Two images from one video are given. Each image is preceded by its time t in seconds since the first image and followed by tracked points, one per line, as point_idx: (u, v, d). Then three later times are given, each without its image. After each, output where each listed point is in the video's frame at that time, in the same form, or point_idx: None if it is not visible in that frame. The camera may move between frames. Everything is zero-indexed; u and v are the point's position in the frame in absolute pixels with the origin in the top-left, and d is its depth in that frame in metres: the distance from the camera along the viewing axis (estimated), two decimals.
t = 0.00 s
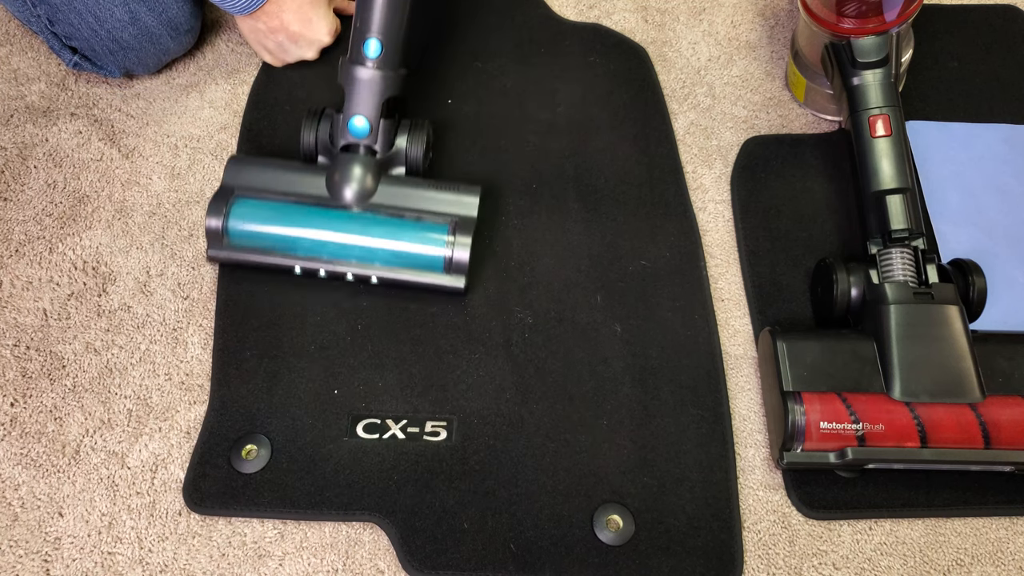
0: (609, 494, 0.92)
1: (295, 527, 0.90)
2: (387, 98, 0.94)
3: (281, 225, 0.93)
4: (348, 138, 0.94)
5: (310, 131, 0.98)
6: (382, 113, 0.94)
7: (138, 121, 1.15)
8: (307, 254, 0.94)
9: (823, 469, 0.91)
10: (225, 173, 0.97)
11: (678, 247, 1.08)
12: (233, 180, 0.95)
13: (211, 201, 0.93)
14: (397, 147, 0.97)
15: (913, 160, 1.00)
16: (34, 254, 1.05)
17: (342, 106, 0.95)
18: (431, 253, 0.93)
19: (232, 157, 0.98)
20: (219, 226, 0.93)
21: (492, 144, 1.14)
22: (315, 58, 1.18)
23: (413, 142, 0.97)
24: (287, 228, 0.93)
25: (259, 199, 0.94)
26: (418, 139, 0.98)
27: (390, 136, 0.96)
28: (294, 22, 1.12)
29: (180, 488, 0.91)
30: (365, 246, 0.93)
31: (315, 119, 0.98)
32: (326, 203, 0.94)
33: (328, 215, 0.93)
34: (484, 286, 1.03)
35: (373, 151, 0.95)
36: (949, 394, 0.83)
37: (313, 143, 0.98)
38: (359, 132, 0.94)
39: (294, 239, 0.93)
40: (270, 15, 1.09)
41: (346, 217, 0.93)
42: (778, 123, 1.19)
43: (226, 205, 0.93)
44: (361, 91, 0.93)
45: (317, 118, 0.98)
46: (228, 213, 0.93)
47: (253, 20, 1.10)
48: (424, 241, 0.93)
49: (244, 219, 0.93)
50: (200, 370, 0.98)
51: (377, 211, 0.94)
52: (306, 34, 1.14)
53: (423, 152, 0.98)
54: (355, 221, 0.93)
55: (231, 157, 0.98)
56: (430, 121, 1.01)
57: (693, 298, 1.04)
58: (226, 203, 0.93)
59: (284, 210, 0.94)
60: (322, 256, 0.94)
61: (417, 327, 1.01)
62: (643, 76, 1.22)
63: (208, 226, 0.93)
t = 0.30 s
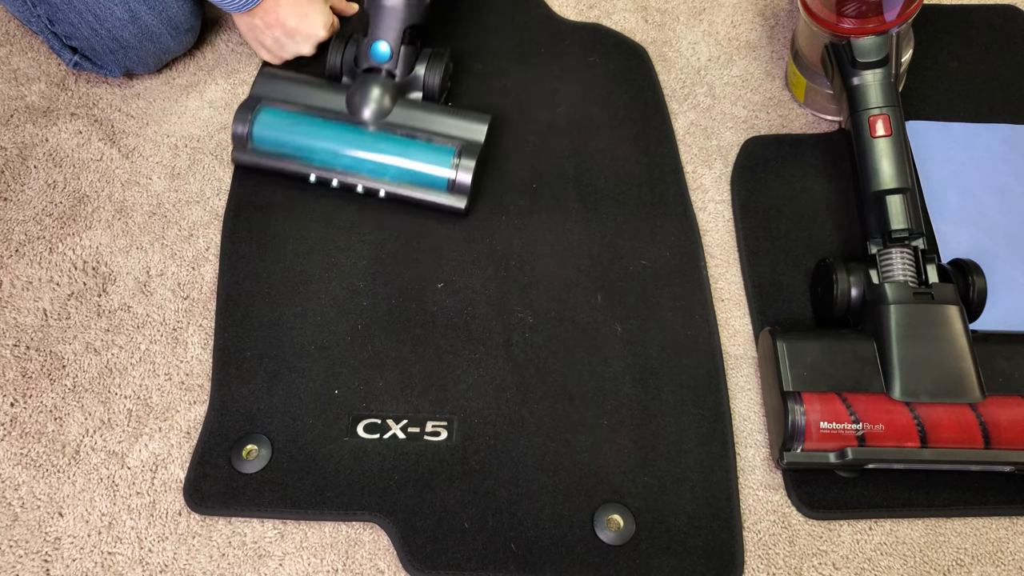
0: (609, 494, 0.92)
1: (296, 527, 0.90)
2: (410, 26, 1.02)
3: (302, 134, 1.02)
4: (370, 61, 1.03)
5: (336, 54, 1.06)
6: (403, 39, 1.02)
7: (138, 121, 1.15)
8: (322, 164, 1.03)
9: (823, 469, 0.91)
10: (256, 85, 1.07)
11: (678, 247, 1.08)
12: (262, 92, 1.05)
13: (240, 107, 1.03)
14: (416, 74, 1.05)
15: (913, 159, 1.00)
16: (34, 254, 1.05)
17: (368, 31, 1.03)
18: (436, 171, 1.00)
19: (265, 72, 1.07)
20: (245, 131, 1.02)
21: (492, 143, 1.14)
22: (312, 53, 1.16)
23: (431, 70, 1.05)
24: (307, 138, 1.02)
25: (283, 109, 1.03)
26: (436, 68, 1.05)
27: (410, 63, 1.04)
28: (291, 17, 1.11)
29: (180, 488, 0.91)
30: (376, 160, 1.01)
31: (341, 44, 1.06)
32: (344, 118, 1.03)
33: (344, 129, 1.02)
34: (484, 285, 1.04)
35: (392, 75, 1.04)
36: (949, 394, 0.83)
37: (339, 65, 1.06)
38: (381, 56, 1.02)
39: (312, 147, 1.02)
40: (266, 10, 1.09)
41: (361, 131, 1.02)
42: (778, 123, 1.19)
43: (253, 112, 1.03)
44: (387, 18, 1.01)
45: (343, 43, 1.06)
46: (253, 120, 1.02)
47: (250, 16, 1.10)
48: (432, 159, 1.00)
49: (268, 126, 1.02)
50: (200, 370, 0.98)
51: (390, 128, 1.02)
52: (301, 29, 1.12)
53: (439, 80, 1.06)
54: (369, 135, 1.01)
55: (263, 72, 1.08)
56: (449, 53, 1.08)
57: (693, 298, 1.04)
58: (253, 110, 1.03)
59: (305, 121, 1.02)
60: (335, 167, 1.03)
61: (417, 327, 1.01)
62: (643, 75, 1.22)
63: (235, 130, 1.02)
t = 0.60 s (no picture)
0: (609, 494, 0.92)
1: (295, 527, 0.90)
2: (408, 16, 1.03)
3: (305, 129, 1.03)
4: (371, 53, 1.04)
5: (337, 46, 1.07)
6: (402, 30, 1.03)
7: (138, 121, 1.15)
8: (325, 157, 1.04)
9: (823, 469, 0.91)
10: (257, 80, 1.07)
11: (678, 247, 1.08)
12: (263, 86, 1.06)
13: (244, 102, 1.04)
14: (417, 65, 1.06)
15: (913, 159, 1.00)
16: (34, 254, 1.05)
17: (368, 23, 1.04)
18: (438, 162, 1.01)
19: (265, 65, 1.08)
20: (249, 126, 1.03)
21: (492, 143, 1.14)
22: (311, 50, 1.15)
23: (432, 60, 1.06)
24: (310, 133, 1.03)
25: (285, 105, 1.04)
26: (436, 59, 1.06)
27: (410, 55, 1.05)
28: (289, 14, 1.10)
29: (180, 488, 0.91)
30: (378, 152, 1.02)
31: (342, 36, 1.07)
32: (348, 109, 1.04)
33: (346, 122, 1.03)
34: (484, 285, 1.04)
35: (393, 66, 1.05)
36: (949, 394, 0.83)
37: (340, 58, 1.07)
38: (381, 47, 1.03)
39: (315, 140, 1.03)
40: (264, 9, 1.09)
41: (362, 124, 1.03)
42: (778, 123, 1.19)
43: (256, 108, 1.04)
44: (386, 8, 1.02)
45: (344, 36, 1.08)
46: (257, 114, 1.04)
47: (249, 16, 1.10)
48: (434, 150, 1.01)
49: (272, 120, 1.03)
50: (200, 370, 0.98)
51: (392, 120, 1.03)
52: (299, 27, 1.11)
53: (440, 70, 1.06)
54: (370, 128, 1.03)
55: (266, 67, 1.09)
56: (450, 42, 1.09)
57: (693, 298, 1.04)
58: (256, 106, 1.04)
59: (308, 114, 1.03)
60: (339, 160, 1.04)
61: (416, 327, 1.01)
62: (643, 76, 1.22)
63: (238, 125, 1.04)
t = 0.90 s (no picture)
0: (609, 495, 0.92)
1: (295, 527, 0.90)
2: (381, 89, 0.96)
3: (279, 219, 0.94)
4: (342, 129, 0.96)
5: (303, 124, 0.99)
6: (375, 103, 0.96)
7: (138, 121, 1.15)
8: (303, 247, 0.96)
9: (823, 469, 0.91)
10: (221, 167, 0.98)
11: (678, 247, 1.08)
12: (229, 176, 0.97)
13: (209, 195, 0.95)
14: (391, 139, 0.99)
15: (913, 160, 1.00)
16: (34, 254, 1.05)
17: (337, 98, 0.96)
18: (426, 244, 0.94)
19: (227, 152, 0.99)
20: (216, 221, 0.94)
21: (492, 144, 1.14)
22: (313, 55, 1.18)
23: (407, 132, 0.99)
24: (284, 222, 0.94)
25: (254, 193, 0.95)
26: (412, 130, 0.99)
27: (384, 129, 0.98)
28: (292, 20, 1.12)
29: (180, 488, 0.91)
30: (362, 239, 0.94)
31: (308, 113, 0.99)
32: (324, 195, 0.96)
33: (323, 208, 0.95)
34: (484, 286, 1.03)
35: (367, 143, 0.97)
36: (949, 394, 0.83)
37: (307, 135, 0.99)
38: (353, 124, 0.95)
39: (291, 231, 0.94)
40: (267, 13, 1.09)
41: (341, 208, 0.95)
42: (778, 123, 1.19)
43: (222, 201, 0.94)
44: (356, 83, 0.95)
45: (311, 110, 0.99)
46: (224, 207, 0.94)
47: (251, 19, 1.10)
48: (420, 231, 0.94)
49: (241, 214, 0.94)
50: (200, 370, 0.98)
51: (371, 202, 0.96)
52: (303, 32, 1.14)
53: (416, 143, 1.00)
54: (350, 212, 0.95)
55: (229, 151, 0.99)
56: (422, 111, 1.03)
57: (693, 298, 1.04)
58: (222, 198, 0.94)
59: (281, 202, 0.95)
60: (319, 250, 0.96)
61: (416, 328, 1.01)
62: (643, 76, 1.22)
63: (205, 220, 0.94)
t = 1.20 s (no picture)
0: (609, 495, 0.92)
1: (295, 527, 0.90)
2: (357, 180, 0.88)
3: (249, 328, 0.85)
4: (315, 225, 0.88)
5: (274, 217, 0.92)
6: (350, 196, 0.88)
7: (138, 121, 1.15)
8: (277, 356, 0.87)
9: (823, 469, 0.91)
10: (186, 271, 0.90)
11: (678, 247, 1.08)
12: (195, 283, 0.89)
13: (172, 305, 0.86)
14: (369, 232, 0.91)
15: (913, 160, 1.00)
16: (34, 254, 1.05)
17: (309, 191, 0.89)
18: (410, 348, 0.86)
19: (193, 255, 0.91)
20: (180, 332, 0.85)
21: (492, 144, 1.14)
22: (313, 53, 1.17)
23: (386, 222, 0.92)
24: (254, 332, 0.85)
25: (222, 300, 0.87)
26: (391, 221, 0.92)
27: (360, 222, 0.90)
28: (292, 20, 1.11)
29: (180, 488, 0.91)
30: (339, 345, 0.86)
31: (279, 205, 0.93)
32: (298, 301, 0.88)
33: (297, 314, 0.86)
34: (483, 286, 1.03)
35: (343, 238, 0.89)
36: (949, 394, 0.83)
37: (278, 229, 0.92)
38: (327, 218, 0.88)
39: (262, 341, 0.86)
40: (267, 13, 1.08)
41: (317, 313, 0.86)
42: (778, 123, 1.19)
43: (186, 311, 0.86)
44: (329, 175, 0.87)
45: (283, 204, 0.93)
46: (189, 317, 0.86)
47: (251, 19, 1.09)
48: (403, 335, 0.85)
49: (208, 324, 0.86)
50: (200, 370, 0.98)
51: (350, 304, 0.88)
52: (302, 33, 1.12)
53: (397, 234, 0.92)
54: (326, 317, 0.86)
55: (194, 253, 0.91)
56: (401, 199, 0.95)
57: (693, 299, 1.04)
58: (186, 307, 0.86)
59: (250, 309, 0.86)
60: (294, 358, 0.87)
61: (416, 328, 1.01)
62: (643, 76, 1.22)
63: (168, 331, 0.85)
